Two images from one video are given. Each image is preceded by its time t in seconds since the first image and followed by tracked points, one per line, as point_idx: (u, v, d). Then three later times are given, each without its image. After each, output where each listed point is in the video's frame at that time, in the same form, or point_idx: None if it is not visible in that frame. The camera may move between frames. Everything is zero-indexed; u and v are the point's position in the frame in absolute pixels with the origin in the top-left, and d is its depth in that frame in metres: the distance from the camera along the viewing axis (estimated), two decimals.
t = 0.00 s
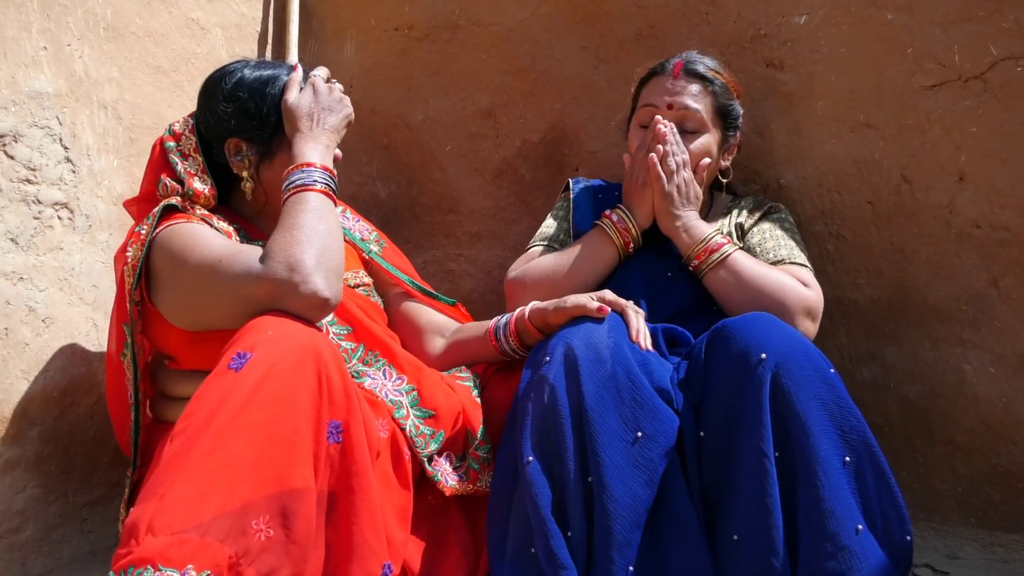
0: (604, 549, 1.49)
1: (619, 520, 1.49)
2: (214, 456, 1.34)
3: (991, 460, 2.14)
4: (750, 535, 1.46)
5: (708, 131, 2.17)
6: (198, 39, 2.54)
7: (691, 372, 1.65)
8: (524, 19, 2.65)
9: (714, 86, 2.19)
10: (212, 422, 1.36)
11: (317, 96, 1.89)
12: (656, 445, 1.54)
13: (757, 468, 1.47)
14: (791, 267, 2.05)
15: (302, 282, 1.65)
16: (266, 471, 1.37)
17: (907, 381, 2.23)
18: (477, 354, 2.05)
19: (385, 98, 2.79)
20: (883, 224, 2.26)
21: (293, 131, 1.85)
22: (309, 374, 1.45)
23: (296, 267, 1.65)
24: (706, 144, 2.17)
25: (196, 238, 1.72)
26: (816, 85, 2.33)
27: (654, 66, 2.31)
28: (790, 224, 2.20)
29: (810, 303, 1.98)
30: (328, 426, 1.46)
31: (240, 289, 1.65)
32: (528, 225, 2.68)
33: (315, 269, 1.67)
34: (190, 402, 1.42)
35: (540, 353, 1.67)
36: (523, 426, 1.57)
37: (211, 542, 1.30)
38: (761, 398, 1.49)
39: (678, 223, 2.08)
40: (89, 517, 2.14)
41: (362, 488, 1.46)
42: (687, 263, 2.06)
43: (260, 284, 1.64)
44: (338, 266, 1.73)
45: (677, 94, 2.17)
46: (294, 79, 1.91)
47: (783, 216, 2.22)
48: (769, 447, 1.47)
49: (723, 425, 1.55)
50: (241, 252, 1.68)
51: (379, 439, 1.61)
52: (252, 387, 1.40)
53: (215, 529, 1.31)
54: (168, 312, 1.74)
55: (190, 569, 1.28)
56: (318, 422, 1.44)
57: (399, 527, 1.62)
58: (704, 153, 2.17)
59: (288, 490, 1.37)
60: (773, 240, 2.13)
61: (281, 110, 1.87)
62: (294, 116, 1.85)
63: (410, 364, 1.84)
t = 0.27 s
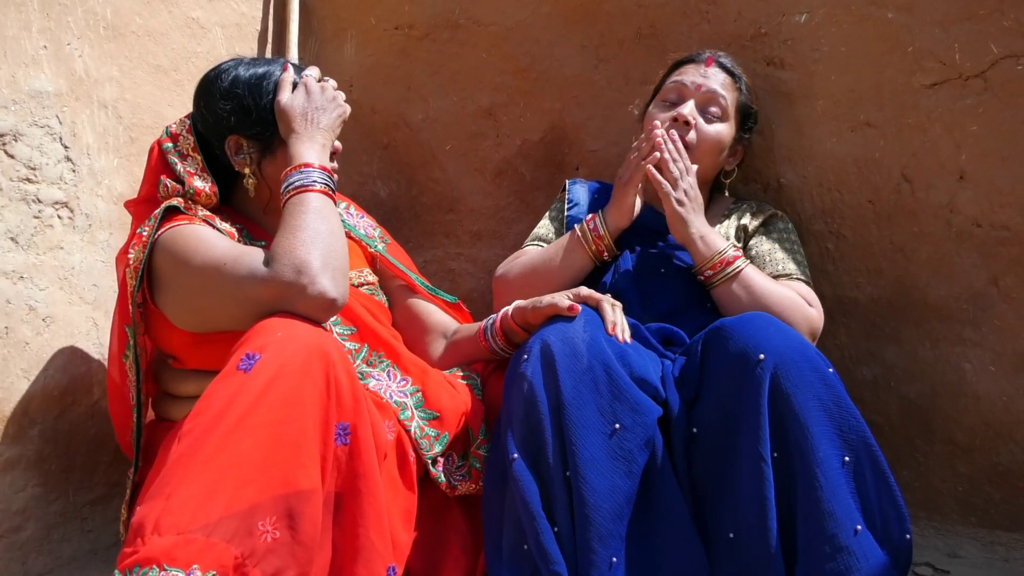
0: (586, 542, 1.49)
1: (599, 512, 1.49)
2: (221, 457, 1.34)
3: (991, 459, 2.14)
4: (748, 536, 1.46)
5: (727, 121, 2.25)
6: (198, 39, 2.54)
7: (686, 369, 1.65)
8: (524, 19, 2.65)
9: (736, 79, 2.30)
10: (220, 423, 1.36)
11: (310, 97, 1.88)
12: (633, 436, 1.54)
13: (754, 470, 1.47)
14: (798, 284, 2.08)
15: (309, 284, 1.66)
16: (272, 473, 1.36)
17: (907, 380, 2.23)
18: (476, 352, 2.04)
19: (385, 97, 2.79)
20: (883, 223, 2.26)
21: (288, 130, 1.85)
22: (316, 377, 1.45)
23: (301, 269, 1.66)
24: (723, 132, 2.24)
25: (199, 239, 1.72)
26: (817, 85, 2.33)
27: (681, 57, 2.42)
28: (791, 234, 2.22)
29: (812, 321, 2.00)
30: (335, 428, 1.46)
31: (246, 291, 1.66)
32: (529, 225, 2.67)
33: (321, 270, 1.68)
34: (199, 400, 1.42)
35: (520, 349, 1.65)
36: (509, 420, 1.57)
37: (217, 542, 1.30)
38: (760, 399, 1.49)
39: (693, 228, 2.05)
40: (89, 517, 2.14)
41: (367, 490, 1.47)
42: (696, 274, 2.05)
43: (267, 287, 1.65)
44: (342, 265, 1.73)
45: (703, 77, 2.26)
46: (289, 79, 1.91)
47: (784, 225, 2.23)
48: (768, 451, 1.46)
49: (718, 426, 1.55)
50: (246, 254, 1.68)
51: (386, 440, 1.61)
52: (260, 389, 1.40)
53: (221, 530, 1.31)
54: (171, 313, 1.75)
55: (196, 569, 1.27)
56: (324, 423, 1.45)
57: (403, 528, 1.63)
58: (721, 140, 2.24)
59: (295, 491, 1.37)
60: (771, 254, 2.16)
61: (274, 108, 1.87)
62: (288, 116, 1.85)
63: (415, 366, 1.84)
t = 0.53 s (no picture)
0: (569, 546, 1.48)
1: (585, 517, 1.48)
2: (219, 461, 1.34)
3: (991, 461, 2.14)
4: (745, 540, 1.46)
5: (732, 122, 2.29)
6: (198, 41, 2.54)
7: (682, 373, 1.66)
8: (524, 21, 2.65)
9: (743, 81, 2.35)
10: (221, 425, 1.36)
11: (312, 102, 1.89)
12: (619, 441, 1.54)
13: (752, 475, 1.47)
14: (806, 287, 2.09)
15: (313, 287, 1.65)
16: (271, 477, 1.36)
17: (907, 381, 2.23)
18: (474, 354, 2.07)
19: (385, 99, 2.79)
20: (883, 225, 2.26)
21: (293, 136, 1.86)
22: (318, 381, 1.46)
23: (306, 272, 1.66)
24: (727, 132, 2.28)
25: (201, 242, 1.72)
26: (816, 87, 2.33)
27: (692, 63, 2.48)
28: (792, 236, 2.21)
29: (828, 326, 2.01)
30: (336, 431, 1.46)
31: (249, 293, 1.66)
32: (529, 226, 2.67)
33: (325, 273, 1.68)
34: (200, 403, 1.42)
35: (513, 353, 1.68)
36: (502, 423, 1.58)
37: (217, 546, 1.30)
38: (758, 403, 1.49)
39: (676, 253, 2.08)
40: (89, 519, 2.14)
41: (365, 494, 1.47)
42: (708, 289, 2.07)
43: (271, 289, 1.65)
44: (345, 268, 1.73)
45: (713, 75, 2.32)
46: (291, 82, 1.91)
47: (784, 226, 2.22)
48: (764, 458, 1.46)
49: (714, 431, 1.56)
50: (249, 256, 1.68)
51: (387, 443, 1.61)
52: (262, 391, 1.40)
53: (222, 531, 1.31)
54: (169, 316, 1.74)
55: (196, 572, 1.27)
56: (325, 425, 1.45)
57: (404, 530, 1.62)
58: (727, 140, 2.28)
59: (295, 495, 1.37)
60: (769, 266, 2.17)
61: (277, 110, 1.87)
62: (292, 121, 1.86)
63: (417, 370, 1.87)
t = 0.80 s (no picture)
0: (586, 550, 1.48)
1: (596, 516, 1.48)
2: (215, 456, 1.34)
3: (992, 460, 2.14)
4: (750, 538, 1.46)
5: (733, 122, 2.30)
6: (198, 40, 2.54)
7: (690, 371, 1.65)
8: (524, 20, 2.65)
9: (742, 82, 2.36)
10: (214, 422, 1.37)
11: (319, 106, 1.89)
12: (635, 443, 1.53)
13: (757, 470, 1.47)
14: (801, 276, 2.06)
15: (306, 283, 1.66)
16: (266, 472, 1.36)
17: (907, 380, 2.23)
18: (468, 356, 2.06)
19: (385, 97, 2.79)
20: (883, 224, 2.25)
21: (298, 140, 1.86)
22: (310, 376, 1.45)
23: (300, 268, 1.66)
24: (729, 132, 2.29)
25: (199, 238, 1.72)
26: (816, 86, 2.33)
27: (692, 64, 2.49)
28: (787, 230, 2.21)
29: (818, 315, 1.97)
30: (329, 426, 1.46)
31: (245, 289, 1.65)
32: (529, 225, 2.67)
33: (319, 270, 1.68)
34: (195, 400, 1.42)
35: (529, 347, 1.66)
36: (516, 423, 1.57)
37: (212, 542, 1.30)
38: (759, 400, 1.49)
39: (663, 251, 2.10)
40: (89, 518, 2.14)
41: (363, 490, 1.46)
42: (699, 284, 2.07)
43: (265, 284, 1.65)
44: (341, 265, 1.73)
45: (714, 76, 2.33)
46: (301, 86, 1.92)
47: (778, 221, 2.22)
48: (769, 450, 1.47)
49: (719, 428, 1.55)
50: (245, 253, 1.68)
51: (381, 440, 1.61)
52: (254, 387, 1.40)
53: (216, 528, 1.31)
54: (168, 311, 1.75)
55: (191, 569, 1.27)
56: (318, 420, 1.45)
57: (400, 529, 1.63)
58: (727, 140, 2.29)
59: (289, 490, 1.37)
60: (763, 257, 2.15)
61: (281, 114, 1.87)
62: (298, 124, 1.86)
63: (412, 367, 1.85)
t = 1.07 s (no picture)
0: (580, 544, 1.47)
1: (595, 513, 1.48)
2: (215, 453, 1.34)
3: (992, 458, 2.14)
4: (748, 534, 1.46)
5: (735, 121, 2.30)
6: (198, 38, 2.54)
7: (686, 368, 1.66)
8: (524, 18, 2.65)
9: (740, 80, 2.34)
10: (214, 418, 1.37)
11: (303, 108, 1.88)
12: (628, 437, 1.53)
13: (755, 470, 1.47)
14: (801, 284, 2.08)
15: (306, 280, 1.66)
16: (265, 469, 1.36)
17: (907, 378, 2.23)
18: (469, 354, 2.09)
19: (385, 95, 2.79)
20: (883, 222, 2.25)
21: (290, 147, 1.87)
22: (310, 373, 1.45)
23: (298, 265, 1.66)
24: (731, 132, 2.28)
25: (199, 236, 1.72)
26: (816, 84, 2.33)
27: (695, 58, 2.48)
28: (788, 234, 2.21)
29: (819, 322, 1.98)
30: (329, 423, 1.47)
31: (244, 286, 1.65)
32: (529, 223, 2.67)
33: (319, 267, 1.68)
34: (196, 396, 1.43)
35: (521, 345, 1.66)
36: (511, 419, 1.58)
37: (213, 538, 1.30)
38: (759, 398, 1.49)
39: (667, 249, 2.08)
40: (90, 516, 2.14)
41: (363, 487, 1.47)
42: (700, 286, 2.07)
43: (264, 280, 1.64)
44: (339, 263, 1.73)
45: (719, 75, 2.32)
46: (282, 84, 1.89)
47: (779, 223, 2.23)
48: (768, 454, 1.46)
49: (720, 427, 1.56)
50: (245, 250, 1.68)
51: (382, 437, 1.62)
52: (254, 383, 1.40)
53: (218, 525, 1.31)
54: (168, 309, 1.75)
55: (192, 565, 1.27)
56: (318, 417, 1.45)
57: (401, 525, 1.63)
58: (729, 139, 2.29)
59: (289, 487, 1.37)
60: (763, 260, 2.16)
61: (266, 119, 1.87)
62: (286, 132, 1.86)
63: (411, 364, 1.86)
